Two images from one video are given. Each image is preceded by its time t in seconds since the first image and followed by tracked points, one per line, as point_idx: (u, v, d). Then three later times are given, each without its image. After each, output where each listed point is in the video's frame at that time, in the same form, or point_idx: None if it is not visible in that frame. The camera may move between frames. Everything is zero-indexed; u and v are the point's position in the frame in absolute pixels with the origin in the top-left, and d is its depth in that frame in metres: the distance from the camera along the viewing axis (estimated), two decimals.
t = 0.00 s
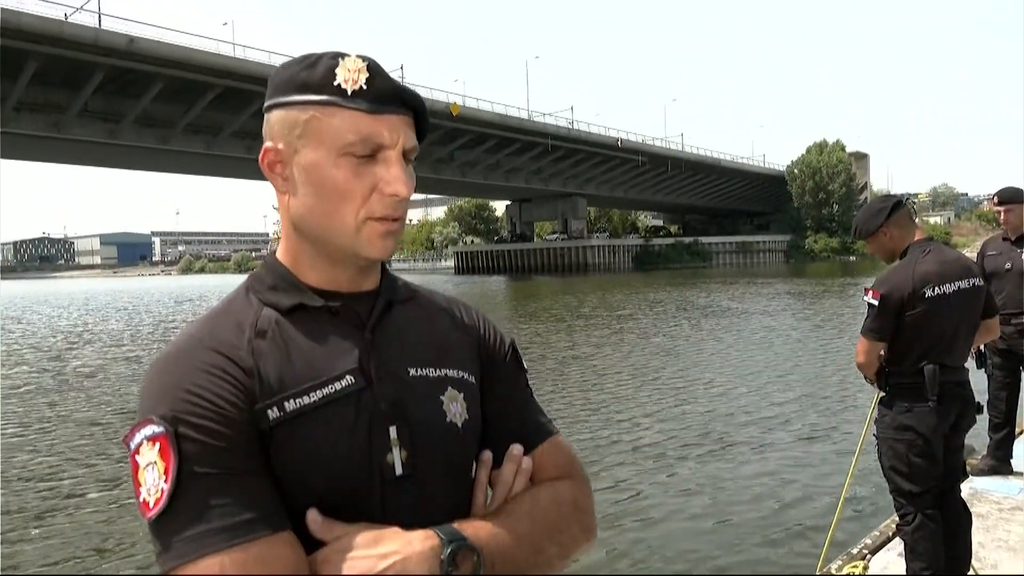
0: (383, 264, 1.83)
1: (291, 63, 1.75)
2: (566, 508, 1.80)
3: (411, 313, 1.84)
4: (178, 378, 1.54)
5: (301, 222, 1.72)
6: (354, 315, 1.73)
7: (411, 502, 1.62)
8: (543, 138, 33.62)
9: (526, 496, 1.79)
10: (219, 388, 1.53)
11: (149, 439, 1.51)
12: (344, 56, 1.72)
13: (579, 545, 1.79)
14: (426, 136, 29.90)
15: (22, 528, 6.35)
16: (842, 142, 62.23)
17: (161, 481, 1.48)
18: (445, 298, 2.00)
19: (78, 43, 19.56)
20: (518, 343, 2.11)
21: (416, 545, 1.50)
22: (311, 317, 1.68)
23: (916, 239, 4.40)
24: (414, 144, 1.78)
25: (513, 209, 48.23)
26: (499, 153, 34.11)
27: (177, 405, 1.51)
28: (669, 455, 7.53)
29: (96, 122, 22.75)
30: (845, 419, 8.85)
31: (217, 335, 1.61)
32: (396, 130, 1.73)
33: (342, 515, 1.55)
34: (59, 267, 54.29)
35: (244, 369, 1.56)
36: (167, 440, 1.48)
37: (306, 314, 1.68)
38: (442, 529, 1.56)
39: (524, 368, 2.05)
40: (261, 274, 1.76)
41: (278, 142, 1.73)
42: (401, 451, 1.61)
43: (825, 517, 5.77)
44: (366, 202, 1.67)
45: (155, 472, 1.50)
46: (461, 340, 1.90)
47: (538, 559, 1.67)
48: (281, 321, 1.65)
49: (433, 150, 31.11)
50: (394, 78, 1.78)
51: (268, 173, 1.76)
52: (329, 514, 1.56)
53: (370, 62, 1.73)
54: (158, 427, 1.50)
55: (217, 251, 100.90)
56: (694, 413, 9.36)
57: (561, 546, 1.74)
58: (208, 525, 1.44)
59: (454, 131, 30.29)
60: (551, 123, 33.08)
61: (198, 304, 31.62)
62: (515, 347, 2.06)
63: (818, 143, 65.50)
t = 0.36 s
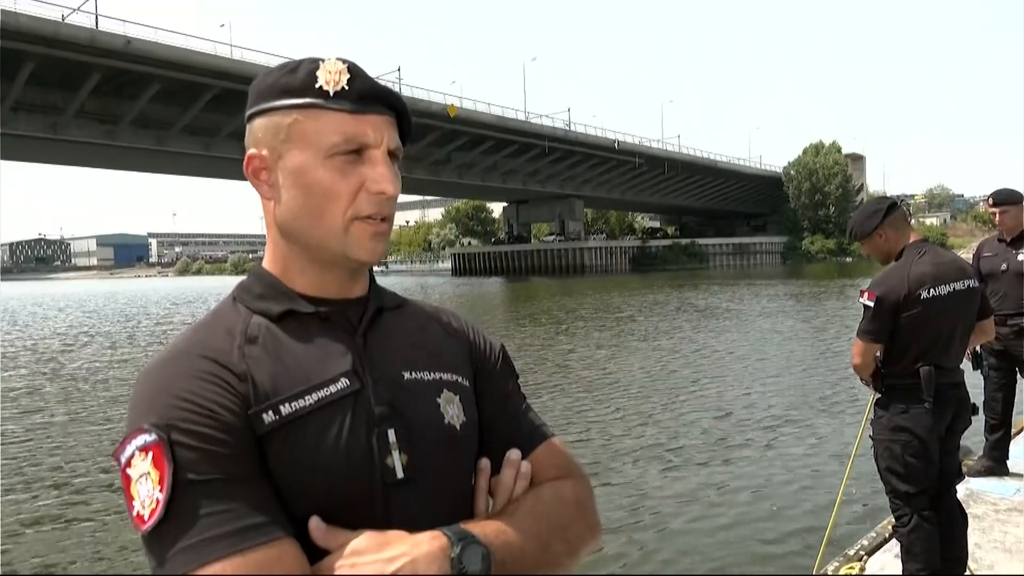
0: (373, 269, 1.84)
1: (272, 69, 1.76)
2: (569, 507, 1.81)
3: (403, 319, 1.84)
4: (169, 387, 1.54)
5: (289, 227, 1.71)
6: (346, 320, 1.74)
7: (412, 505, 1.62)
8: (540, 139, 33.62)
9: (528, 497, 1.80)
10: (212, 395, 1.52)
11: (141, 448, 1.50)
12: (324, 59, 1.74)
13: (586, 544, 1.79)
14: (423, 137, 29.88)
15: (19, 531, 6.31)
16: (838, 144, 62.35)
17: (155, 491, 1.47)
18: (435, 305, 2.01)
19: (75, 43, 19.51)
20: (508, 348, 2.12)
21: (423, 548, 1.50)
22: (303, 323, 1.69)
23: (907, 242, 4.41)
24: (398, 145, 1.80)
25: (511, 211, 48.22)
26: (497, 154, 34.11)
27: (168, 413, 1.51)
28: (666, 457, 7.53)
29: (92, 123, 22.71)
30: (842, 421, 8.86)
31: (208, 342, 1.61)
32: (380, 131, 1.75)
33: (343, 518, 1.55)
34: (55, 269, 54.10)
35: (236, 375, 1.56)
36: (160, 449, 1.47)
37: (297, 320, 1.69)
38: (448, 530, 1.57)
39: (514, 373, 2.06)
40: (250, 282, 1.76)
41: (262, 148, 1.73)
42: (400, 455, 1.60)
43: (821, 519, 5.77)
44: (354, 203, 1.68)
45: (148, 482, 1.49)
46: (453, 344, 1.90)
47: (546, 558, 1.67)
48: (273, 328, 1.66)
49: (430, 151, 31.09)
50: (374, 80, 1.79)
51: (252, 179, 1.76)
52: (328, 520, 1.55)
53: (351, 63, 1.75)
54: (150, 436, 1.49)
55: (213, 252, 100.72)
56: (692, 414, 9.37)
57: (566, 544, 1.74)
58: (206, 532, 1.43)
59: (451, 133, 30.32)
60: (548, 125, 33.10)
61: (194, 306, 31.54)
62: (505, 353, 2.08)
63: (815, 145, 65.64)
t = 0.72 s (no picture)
0: (373, 271, 1.84)
1: (272, 66, 1.75)
2: (573, 512, 1.80)
3: (404, 322, 1.84)
4: (165, 393, 1.54)
5: (289, 227, 1.71)
6: (346, 323, 1.73)
7: (412, 512, 1.61)
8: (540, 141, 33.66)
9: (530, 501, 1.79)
10: (209, 400, 1.52)
11: (137, 456, 1.50)
12: (322, 55, 1.73)
13: (589, 550, 1.79)
14: (422, 139, 29.92)
15: (17, 534, 6.30)
16: (838, 146, 62.35)
17: (151, 499, 1.48)
18: (436, 307, 2.00)
19: (74, 46, 19.54)
20: (509, 350, 2.11)
21: (426, 553, 1.50)
22: (302, 326, 1.68)
23: (908, 243, 4.41)
24: (397, 143, 1.80)
25: (510, 213, 48.28)
26: (496, 156, 34.15)
27: (165, 418, 1.51)
28: (665, 459, 7.55)
29: (91, 125, 22.73)
30: (841, 422, 8.88)
31: (206, 346, 1.60)
32: (380, 128, 1.75)
33: (343, 524, 1.55)
34: (55, 271, 54.15)
35: (234, 379, 1.56)
36: (156, 456, 1.47)
37: (297, 323, 1.68)
38: (449, 537, 1.56)
39: (516, 375, 2.06)
40: (248, 286, 1.75)
41: (261, 148, 1.73)
42: (401, 459, 1.60)
43: (820, 521, 5.76)
44: (354, 201, 1.68)
45: (144, 490, 1.49)
46: (454, 346, 1.89)
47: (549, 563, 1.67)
48: (271, 331, 1.65)
49: (429, 153, 31.12)
50: (374, 76, 1.79)
51: (251, 179, 1.76)
52: (327, 528, 1.55)
53: (350, 60, 1.74)
54: (146, 443, 1.49)
55: (213, 253, 100.68)
56: (691, 416, 9.39)
57: (569, 550, 1.73)
58: (203, 540, 1.43)
59: (451, 135, 30.34)
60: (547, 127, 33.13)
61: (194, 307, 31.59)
62: (506, 355, 2.07)
63: (814, 146, 65.64)
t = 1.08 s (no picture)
0: (373, 265, 1.84)
1: (276, 55, 1.76)
2: (566, 516, 1.80)
3: (404, 317, 1.84)
4: (161, 389, 1.54)
5: (289, 216, 1.71)
6: (345, 319, 1.73)
7: (406, 513, 1.61)
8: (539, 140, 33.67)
9: (525, 503, 1.79)
10: (204, 399, 1.52)
11: (131, 453, 1.50)
12: (327, 42, 1.73)
13: (582, 551, 1.79)
14: (421, 138, 29.93)
15: (19, 533, 6.32)
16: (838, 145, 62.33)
17: (144, 499, 1.48)
18: (436, 302, 2.00)
19: (73, 45, 19.54)
20: (510, 346, 2.11)
21: (417, 560, 1.50)
22: (300, 320, 1.68)
23: (907, 240, 4.41)
24: (400, 128, 1.80)
25: (510, 212, 48.30)
26: (495, 155, 34.16)
27: (158, 417, 1.51)
28: (663, 458, 7.58)
29: (91, 125, 22.74)
30: (840, 422, 8.89)
31: (203, 342, 1.60)
32: (384, 113, 1.75)
33: (335, 528, 1.54)
34: (55, 271, 54.19)
35: (230, 377, 1.56)
36: (150, 456, 1.47)
37: (295, 318, 1.68)
38: (444, 541, 1.57)
39: (515, 372, 2.05)
40: (247, 280, 1.75)
41: (263, 132, 1.73)
42: (395, 459, 1.60)
43: (818, 519, 5.78)
44: (356, 186, 1.68)
45: (137, 489, 1.49)
46: (453, 342, 1.89)
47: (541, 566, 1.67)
48: (269, 326, 1.65)
49: (428, 153, 31.14)
50: (378, 63, 1.79)
51: (253, 166, 1.76)
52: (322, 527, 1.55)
53: (354, 45, 1.75)
54: (140, 441, 1.49)
55: (213, 253, 100.76)
56: (690, 415, 9.41)
57: (561, 554, 1.73)
58: (195, 543, 1.44)
59: (450, 134, 30.37)
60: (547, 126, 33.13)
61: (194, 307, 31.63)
62: (507, 352, 2.06)
63: (814, 145, 65.60)
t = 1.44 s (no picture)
0: (369, 271, 1.81)
1: (292, 59, 1.72)
2: (558, 519, 1.78)
3: (399, 321, 1.81)
4: (154, 392, 1.51)
5: (290, 220, 1.69)
6: (340, 321, 1.71)
7: (396, 515, 1.59)
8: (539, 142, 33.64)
9: (515, 507, 1.76)
10: (197, 403, 1.50)
11: (124, 456, 1.48)
12: (347, 53, 1.71)
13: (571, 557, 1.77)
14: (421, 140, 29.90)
15: (17, 534, 6.29)
16: (837, 147, 62.33)
17: (136, 500, 1.47)
18: (431, 305, 1.98)
19: (74, 48, 19.52)
20: (504, 349, 2.08)
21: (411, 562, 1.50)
22: (293, 325, 1.65)
23: (908, 243, 4.39)
24: (409, 147, 1.78)
25: (509, 214, 48.27)
26: (495, 157, 34.13)
27: (150, 421, 1.49)
28: (663, 461, 7.56)
29: (91, 127, 22.73)
30: (841, 424, 8.87)
31: (197, 345, 1.58)
32: (395, 129, 1.73)
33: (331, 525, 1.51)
34: (54, 273, 54.09)
35: (223, 381, 1.53)
36: (143, 458, 1.45)
37: (289, 323, 1.66)
38: (437, 545, 1.56)
39: (510, 374, 2.03)
40: (243, 281, 1.73)
41: (272, 133, 1.70)
42: (387, 464, 1.58)
43: (819, 523, 5.75)
44: (359, 201, 1.66)
45: (131, 489, 1.48)
46: (447, 345, 1.86)
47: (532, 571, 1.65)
48: (263, 331, 1.63)
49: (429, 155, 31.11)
50: (395, 78, 1.77)
51: (257, 164, 1.73)
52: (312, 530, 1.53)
53: (376, 62, 1.73)
54: (133, 444, 1.47)
55: (211, 255, 100.51)
56: (690, 418, 9.39)
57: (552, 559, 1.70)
58: (187, 545, 1.43)
59: (450, 136, 30.36)
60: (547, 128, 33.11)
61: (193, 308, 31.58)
62: (502, 354, 2.03)
63: (813, 148, 65.59)
